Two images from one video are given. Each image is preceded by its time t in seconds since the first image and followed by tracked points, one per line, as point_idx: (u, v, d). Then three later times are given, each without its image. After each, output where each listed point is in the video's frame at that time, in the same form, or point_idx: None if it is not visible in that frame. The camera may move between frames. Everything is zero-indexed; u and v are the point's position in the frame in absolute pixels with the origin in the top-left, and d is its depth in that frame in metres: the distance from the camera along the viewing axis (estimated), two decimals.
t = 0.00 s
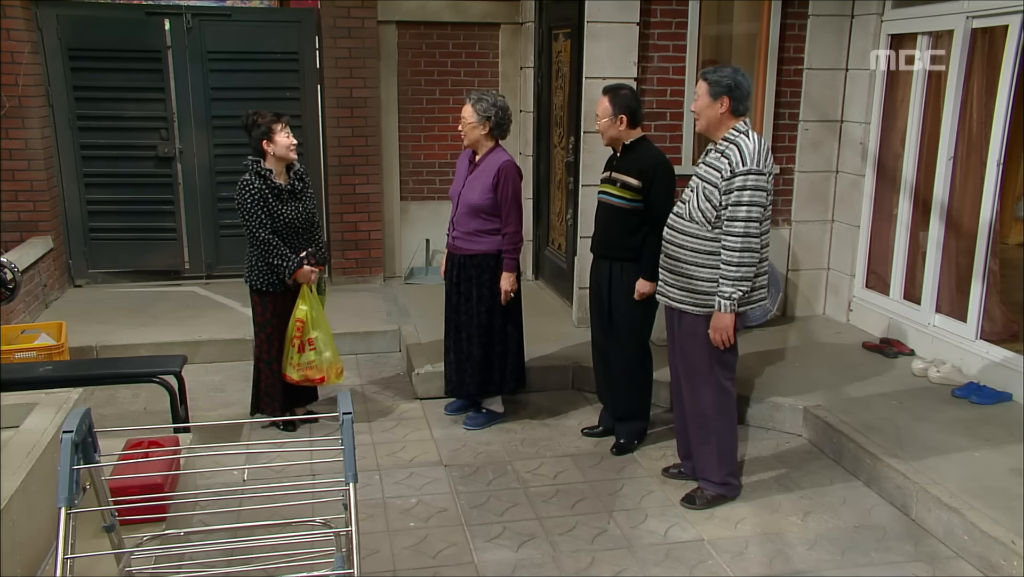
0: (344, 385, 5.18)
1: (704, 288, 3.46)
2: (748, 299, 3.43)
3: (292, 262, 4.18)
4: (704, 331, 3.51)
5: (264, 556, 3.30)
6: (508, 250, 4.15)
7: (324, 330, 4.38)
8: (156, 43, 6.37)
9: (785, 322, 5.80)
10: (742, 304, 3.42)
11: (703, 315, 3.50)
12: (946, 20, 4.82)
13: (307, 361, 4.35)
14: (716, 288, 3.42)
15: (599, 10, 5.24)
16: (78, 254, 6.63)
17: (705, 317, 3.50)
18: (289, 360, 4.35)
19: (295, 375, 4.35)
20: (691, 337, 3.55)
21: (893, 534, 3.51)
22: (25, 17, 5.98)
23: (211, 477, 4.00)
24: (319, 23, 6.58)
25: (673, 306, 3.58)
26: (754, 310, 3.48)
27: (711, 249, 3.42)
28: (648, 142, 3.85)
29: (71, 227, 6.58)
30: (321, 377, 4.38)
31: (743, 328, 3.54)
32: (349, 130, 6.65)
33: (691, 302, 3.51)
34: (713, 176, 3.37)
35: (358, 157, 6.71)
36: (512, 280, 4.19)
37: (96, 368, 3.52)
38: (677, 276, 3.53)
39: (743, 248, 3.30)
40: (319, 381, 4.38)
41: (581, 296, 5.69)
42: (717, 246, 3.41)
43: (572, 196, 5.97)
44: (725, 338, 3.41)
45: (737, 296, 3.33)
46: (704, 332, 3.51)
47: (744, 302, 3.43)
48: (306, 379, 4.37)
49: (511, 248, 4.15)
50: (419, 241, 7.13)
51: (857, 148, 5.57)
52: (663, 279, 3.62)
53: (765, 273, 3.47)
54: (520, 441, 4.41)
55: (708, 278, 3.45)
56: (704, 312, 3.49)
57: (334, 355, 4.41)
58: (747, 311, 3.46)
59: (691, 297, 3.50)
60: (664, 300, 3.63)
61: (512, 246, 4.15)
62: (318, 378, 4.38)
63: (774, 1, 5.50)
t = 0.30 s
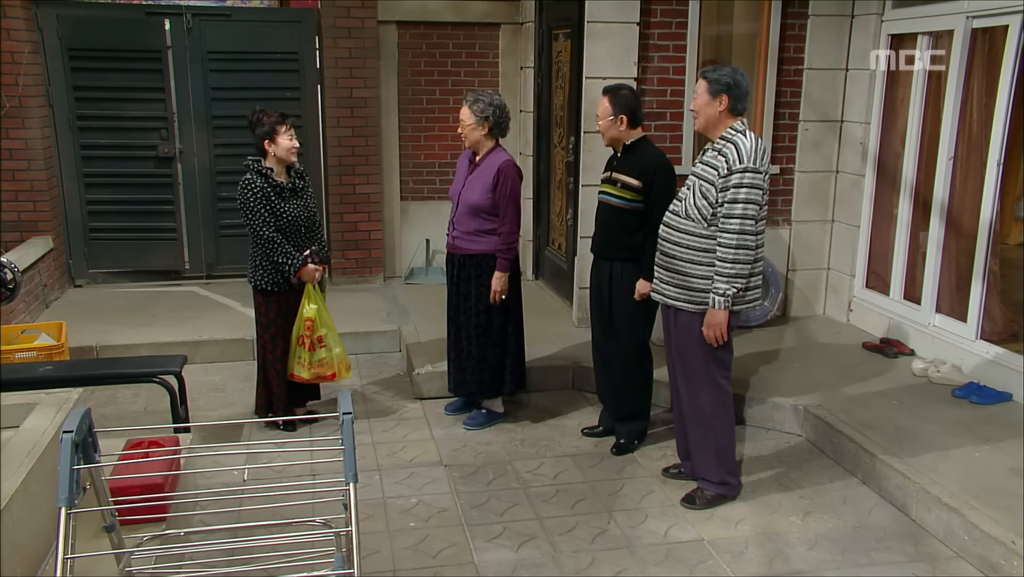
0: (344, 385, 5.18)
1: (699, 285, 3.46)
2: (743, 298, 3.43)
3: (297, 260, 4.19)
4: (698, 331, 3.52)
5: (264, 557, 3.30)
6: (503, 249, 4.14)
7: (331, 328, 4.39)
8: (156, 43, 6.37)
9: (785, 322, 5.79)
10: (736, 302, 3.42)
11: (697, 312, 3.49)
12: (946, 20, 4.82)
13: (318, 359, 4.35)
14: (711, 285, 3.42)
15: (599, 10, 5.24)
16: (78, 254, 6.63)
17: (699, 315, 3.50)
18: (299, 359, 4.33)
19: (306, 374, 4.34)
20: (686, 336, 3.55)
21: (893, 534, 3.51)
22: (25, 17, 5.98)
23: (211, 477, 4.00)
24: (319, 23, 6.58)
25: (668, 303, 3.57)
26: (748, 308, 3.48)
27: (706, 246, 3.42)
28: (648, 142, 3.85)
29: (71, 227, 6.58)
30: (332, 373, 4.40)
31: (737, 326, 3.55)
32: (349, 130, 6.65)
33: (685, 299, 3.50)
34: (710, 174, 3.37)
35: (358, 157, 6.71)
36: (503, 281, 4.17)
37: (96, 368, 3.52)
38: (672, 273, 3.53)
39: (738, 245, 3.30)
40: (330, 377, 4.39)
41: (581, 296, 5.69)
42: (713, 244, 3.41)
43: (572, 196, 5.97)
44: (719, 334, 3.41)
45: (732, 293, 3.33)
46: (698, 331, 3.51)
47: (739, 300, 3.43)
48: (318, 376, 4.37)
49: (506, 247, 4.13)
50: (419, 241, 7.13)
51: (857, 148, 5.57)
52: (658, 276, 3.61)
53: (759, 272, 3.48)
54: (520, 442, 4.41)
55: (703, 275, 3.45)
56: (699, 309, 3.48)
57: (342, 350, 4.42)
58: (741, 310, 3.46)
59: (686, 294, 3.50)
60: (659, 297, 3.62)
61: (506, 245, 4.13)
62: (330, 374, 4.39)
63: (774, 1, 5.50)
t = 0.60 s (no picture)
0: (344, 385, 5.18)
1: (696, 283, 3.46)
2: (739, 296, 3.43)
3: (295, 261, 4.18)
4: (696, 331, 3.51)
5: (264, 556, 3.30)
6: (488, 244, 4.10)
7: (333, 328, 4.38)
8: (156, 43, 6.37)
9: (785, 322, 5.80)
10: (733, 300, 3.41)
11: (695, 311, 3.49)
12: (947, 20, 4.82)
13: (320, 359, 4.34)
14: (708, 283, 3.42)
15: (599, 10, 5.24)
16: (78, 254, 6.63)
17: (696, 313, 3.49)
18: (301, 360, 4.32)
19: (309, 375, 4.33)
20: (683, 336, 3.55)
21: (893, 534, 3.51)
22: (25, 17, 5.97)
23: (211, 477, 4.00)
24: (319, 23, 6.58)
25: (666, 302, 3.57)
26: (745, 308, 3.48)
27: (703, 244, 3.42)
28: (648, 142, 3.84)
29: (70, 227, 6.58)
30: (336, 373, 4.39)
31: (735, 326, 3.54)
32: (349, 130, 6.65)
33: (682, 297, 3.50)
34: (707, 173, 3.37)
35: (358, 157, 6.71)
36: (479, 274, 4.17)
37: (96, 368, 3.52)
38: (669, 270, 3.53)
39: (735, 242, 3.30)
40: (333, 377, 4.38)
41: (581, 296, 5.69)
42: (710, 242, 3.41)
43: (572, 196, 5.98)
44: (717, 333, 3.40)
45: (729, 291, 3.33)
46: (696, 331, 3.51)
47: (736, 298, 3.42)
48: (322, 377, 4.36)
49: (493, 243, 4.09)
50: (419, 241, 7.13)
51: (857, 148, 5.57)
52: (655, 276, 3.61)
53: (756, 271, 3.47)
54: (520, 442, 4.41)
55: (700, 273, 3.45)
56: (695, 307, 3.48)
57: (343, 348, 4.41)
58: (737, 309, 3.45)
59: (682, 291, 3.50)
60: (657, 296, 3.62)
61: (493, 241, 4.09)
62: (333, 374, 4.38)
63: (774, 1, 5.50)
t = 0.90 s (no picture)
0: (345, 384, 5.19)
1: (695, 281, 3.46)
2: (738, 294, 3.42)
3: (287, 265, 4.21)
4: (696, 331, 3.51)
5: (264, 556, 3.30)
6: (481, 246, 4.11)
7: (324, 329, 4.34)
8: (156, 43, 6.37)
9: (785, 322, 5.80)
10: (732, 297, 3.41)
11: (694, 309, 3.49)
12: (947, 21, 4.82)
13: (309, 361, 4.31)
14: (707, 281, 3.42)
15: (599, 10, 5.24)
16: (78, 254, 6.63)
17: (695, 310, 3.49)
18: (291, 361, 4.31)
19: (300, 377, 4.31)
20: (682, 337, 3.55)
21: (893, 534, 3.51)
22: (25, 17, 5.97)
23: (211, 477, 4.00)
24: (319, 23, 6.58)
25: (665, 301, 3.57)
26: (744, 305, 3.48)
27: (702, 242, 3.43)
28: (648, 142, 3.84)
29: (71, 227, 6.58)
30: (324, 376, 4.34)
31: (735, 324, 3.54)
32: (350, 130, 6.65)
33: (681, 294, 3.50)
34: (705, 171, 3.37)
35: (359, 157, 6.71)
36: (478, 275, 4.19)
37: (96, 368, 3.52)
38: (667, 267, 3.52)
39: (734, 238, 3.30)
40: (322, 380, 4.34)
41: (581, 296, 5.70)
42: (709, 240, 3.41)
43: (572, 196, 5.98)
44: (716, 330, 3.40)
45: (728, 288, 3.33)
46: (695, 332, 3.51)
47: (736, 294, 3.42)
48: (311, 379, 4.33)
49: (485, 244, 4.10)
50: (419, 241, 7.12)
51: (857, 148, 5.57)
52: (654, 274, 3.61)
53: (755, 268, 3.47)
54: (520, 441, 4.41)
55: (700, 272, 3.45)
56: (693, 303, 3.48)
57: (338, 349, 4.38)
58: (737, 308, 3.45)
59: (681, 289, 3.50)
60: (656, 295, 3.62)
61: (485, 244, 4.10)
62: (323, 377, 4.34)
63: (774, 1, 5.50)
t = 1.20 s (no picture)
0: (345, 384, 5.19)
1: (696, 281, 3.46)
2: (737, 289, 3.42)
3: (284, 271, 4.22)
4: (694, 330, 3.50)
5: (264, 556, 3.30)
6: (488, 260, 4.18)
7: (321, 331, 4.39)
8: (157, 43, 6.37)
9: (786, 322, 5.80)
10: (733, 294, 3.41)
11: (696, 309, 3.49)
12: (948, 20, 4.81)
13: (309, 363, 4.34)
14: (707, 280, 3.41)
15: (599, 10, 5.23)
16: (79, 254, 6.63)
17: (698, 309, 3.49)
18: (290, 364, 4.32)
19: (298, 380, 4.33)
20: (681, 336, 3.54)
21: (894, 534, 3.51)
22: (26, 17, 5.97)
23: (212, 477, 4.00)
24: (320, 24, 6.58)
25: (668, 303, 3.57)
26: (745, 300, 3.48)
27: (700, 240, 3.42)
28: (648, 142, 3.84)
29: (71, 227, 6.58)
30: (324, 377, 4.38)
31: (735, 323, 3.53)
32: (350, 130, 6.65)
33: (681, 294, 3.50)
34: (699, 171, 3.37)
35: (359, 157, 6.71)
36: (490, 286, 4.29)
37: (97, 368, 3.52)
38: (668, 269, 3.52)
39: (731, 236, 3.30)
40: (322, 381, 4.38)
41: (581, 296, 5.70)
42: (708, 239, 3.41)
43: (572, 196, 5.97)
44: (718, 327, 3.40)
45: (727, 285, 3.33)
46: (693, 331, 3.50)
47: (736, 290, 3.42)
48: (310, 380, 4.36)
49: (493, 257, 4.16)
50: (419, 241, 7.12)
51: (857, 149, 5.57)
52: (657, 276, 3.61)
53: (753, 262, 3.48)
54: (520, 441, 4.41)
55: (700, 270, 3.45)
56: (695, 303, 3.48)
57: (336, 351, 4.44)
58: (738, 302, 3.46)
59: (682, 289, 3.49)
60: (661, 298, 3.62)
61: (492, 259, 4.17)
62: (322, 378, 4.38)
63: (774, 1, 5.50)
